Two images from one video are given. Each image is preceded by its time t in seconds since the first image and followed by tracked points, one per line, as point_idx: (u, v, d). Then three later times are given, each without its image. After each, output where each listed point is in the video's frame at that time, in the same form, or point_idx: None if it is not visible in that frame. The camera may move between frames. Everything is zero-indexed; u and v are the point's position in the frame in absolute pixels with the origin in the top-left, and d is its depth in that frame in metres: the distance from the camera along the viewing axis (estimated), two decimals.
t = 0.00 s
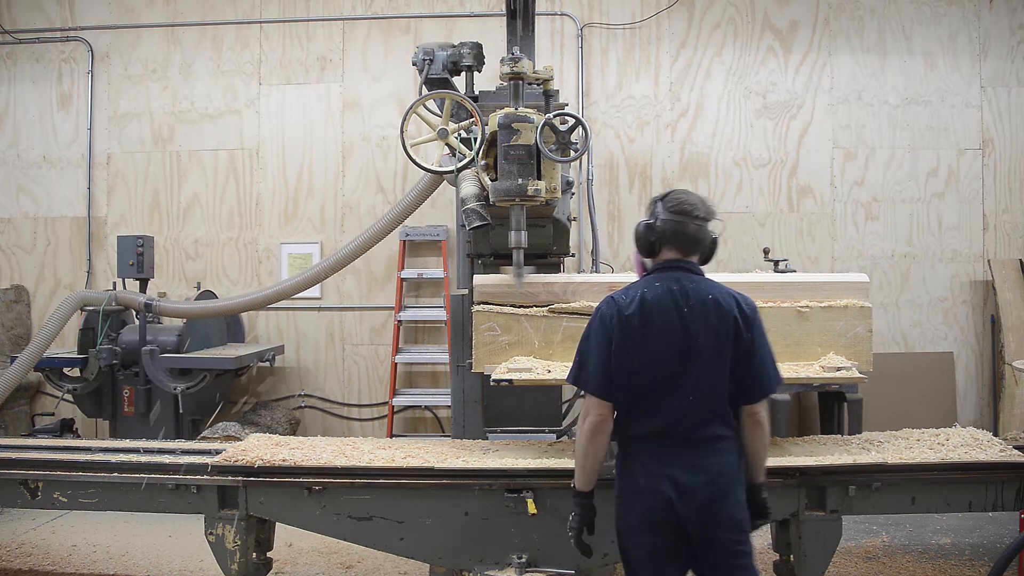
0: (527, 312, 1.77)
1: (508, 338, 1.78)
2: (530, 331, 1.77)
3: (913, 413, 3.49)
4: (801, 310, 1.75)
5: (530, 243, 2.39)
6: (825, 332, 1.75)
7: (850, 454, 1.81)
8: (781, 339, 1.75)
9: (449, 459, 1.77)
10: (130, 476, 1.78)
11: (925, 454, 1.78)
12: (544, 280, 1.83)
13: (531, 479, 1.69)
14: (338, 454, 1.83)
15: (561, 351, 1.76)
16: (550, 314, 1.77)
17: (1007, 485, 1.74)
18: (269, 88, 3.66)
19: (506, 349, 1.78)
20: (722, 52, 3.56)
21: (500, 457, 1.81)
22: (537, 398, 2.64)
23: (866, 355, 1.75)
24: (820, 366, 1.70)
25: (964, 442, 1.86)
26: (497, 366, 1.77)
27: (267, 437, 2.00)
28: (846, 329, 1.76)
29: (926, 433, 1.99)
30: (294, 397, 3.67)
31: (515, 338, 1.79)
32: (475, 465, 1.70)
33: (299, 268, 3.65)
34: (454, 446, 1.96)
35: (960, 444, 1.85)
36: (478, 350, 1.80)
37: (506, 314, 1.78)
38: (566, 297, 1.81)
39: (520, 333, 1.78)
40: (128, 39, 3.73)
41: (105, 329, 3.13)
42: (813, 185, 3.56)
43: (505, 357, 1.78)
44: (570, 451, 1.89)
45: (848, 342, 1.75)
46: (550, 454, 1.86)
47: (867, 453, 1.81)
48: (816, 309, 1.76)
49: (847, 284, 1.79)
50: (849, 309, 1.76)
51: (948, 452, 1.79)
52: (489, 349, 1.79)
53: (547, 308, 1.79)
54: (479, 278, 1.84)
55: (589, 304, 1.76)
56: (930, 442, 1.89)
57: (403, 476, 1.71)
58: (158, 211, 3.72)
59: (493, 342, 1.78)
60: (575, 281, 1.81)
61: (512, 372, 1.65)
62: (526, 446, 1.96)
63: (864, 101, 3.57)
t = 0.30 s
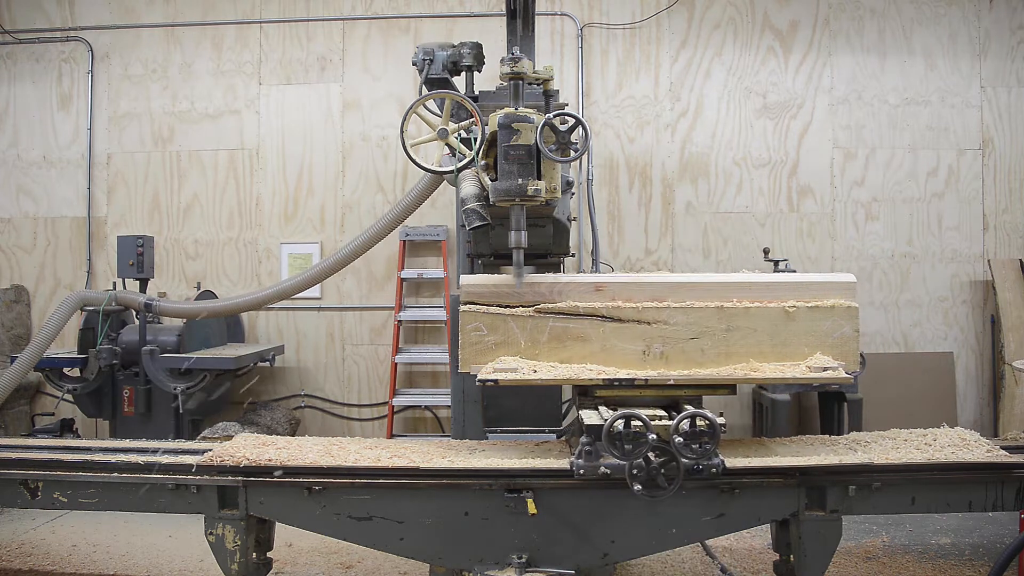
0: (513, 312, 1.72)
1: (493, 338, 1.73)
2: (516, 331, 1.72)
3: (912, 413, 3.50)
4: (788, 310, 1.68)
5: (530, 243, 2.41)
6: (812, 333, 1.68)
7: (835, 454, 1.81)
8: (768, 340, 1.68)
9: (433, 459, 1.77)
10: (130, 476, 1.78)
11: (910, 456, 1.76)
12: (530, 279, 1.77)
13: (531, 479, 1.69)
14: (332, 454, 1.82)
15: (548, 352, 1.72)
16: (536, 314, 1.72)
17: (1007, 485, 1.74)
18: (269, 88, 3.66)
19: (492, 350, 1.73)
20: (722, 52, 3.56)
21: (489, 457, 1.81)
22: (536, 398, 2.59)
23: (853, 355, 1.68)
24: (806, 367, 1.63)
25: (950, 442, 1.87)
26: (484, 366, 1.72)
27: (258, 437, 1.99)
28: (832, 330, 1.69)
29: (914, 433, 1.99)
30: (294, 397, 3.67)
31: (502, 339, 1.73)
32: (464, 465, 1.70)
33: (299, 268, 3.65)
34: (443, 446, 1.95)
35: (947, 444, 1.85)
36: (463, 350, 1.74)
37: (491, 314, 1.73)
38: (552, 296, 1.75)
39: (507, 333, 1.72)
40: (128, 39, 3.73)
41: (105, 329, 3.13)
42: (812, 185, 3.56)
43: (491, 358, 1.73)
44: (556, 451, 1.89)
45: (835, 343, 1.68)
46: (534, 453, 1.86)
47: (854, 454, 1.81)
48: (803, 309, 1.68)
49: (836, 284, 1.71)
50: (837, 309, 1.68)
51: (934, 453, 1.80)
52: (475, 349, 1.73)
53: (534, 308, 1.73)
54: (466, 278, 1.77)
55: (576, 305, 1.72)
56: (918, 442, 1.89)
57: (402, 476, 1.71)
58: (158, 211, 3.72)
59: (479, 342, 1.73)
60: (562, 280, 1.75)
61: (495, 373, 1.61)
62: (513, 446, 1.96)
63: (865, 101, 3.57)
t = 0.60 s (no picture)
0: (499, 313, 1.73)
1: (480, 338, 1.73)
2: (502, 332, 1.73)
3: (912, 413, 3.51)
4: (774, 311, 1.68)
5: (530, 243, 2.41)
6: (799, 333, 1.69)
7: (821, 455, 1.81)
8: (754, 340, 1.69)
9: (420, 459, 1.77)
10: (130, 476, 1.78)
11: (897, 456, 1.76)
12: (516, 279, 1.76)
13: (531, 479, 1.69)
14: (326, 454, 1.83)
15: (534, 352, 1.72)
16: (522, 314, 1.72)
17: (1007, 485, 1.73)
18: (268, 88, 3.66)
19: (478, 350, 1.73)
20: (722, 52, 3.56)
21: (476, 457, 1.81)
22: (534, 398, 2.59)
23: (839, 355, 1.68)
24: (793, 367, 1.63)
25: (937, 442, 1.87)
26: (470, 367, 1.72)
27: (250, 437, 1.99)
28: (818, 330, 1.69)
29: (902, 433, 1.99)
30: (294, 397, 3.67)
31: (488, 339, 1.73)
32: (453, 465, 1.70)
33: (299, 269, 3.65)
34: (433, 446, 1.96)
35: (933, 445, 1.85)
36: (450, 349, 1.75)
37: (477, 315, 1.73)
38: (538, 296, 1.75)
39: (493, 334, 1.73)
40: (128, 39, 3.74)
41: (105, 329, 3.13)
42: (812, 185, 3.56)
43: (477, 358, 1.74)
44: (542, 451, 1.90)
45: (821, 343, 1.68)
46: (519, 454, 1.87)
47: (840, 454, 1.81)
48: (790, 309, 1.69)
49: (822, 284, 1.71)
50: (823, 309, 1.68)
51: (920, 452, 1.80)
52: (461, 349, 1.74)
53: (520, 308, 1.73)
54: (453, 278, 1.77)
55: (562, 305, 1.72)
56: (904, 442, 1.89)
57: (402, 475, 1.71)
58: (158, 211, 3.72)
59: (465, 342, 1.74)
60: (548, 280, 1.76)
61: (481, 372, 1.62)
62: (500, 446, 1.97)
63: (865, 101, 3.57)
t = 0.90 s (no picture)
0: (485, 313, 1.73)
1: (466, 338, 1.74)
2: (489, 332, 1.73)
3: (912, 413, 3.51)
4: (761, 311, 1.68)
5: (530, 243, 2.41)
6: (786, 333, 1.69)
7: (808, 455, 1.81)
8: (741, 340, 1.69)
9: (404, 459, 1.78)
10: (130, 476, 1.78)
11: (884, 457, 1.76)
12: (503, 279, 1.76)
13: (531, 479, 1.69)
14: (319, 455, 1.83)
15: (520, 352, 1.73)
16: (508, 314, 1.73)
17: (1007, 485, 1.74)
18: (268, 88, 3.66)
19: (464, 350, 1.74)
20: (722, 52, 3.56)
21: (464, 457, 1.82)
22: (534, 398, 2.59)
23: (826, 355, 1.68)
24: (779, 367, 1.64)
25: (925, 443, 1.87)
26: (456, 367, 1.72)
27: (237, 437, 1.99)
28: (805, 330, 1.70)
29: (890, 433, 1.99)
30: (294, 397, 3.67)
31: (474, 339, 1.74)
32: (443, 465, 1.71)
33: (299, 269, 3.65)
34: (422, 446, 1.96)
35: (920, 445, 1.85)
36: (436, 350, 1.75)
37: (464, 315, 1.73)
38: (525, 297, 1.75)
39: (479, 334, 1.73)
40: (128, 39, 3.73)
41: (105, 329, 3.13)
42: (812, 185, 3.56)
43: (463, 358, 1.74)
44: (528, 451, 1.91)
45: (807, 343, 1.68)
46: (505, 454, 1.87)
47: (826, 454, 1.81)
48: (777, 309, 1.69)
49: (808, 283, 1.71)
50: (809, 309, 1.69)
51: (906, 453, 1.79)
52: (448, 349, 1.74)
53: (507, 308, 1.73)
54: (439, 278, 1.78)
55: (548, 305, 1.72)
56: (891, 443, 1.89)
57: (401, 476, 1.71)
58: (158, 211, 3.72)
59: (452, 342, 1.74)
60: (534, 281, 1.75)
61: (467, 372, 1.62)
62: (485, 446, 1.97)
63: (865, 101, 3.57)
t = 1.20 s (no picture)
0: (472, 313, 1.73)
1: (453, 338, 1.74)
2: (475, 332, 1.73)
3: (912, 413, 3.51)
4: (747, 311, 1.68)
5: (530, 243, 2.41)
6: (772, 333, 1.69)
7: (795, 455, 1.81)
8: (727, 340, 1.69)
9: (390, 459, 1.78)
10: (130, 476, 1.78)
11: (869, 457, 1.76)
12: (489, 280, 1.77)
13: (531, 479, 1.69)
14: (311, 454, 1.83)
15: (507, 352, 1.73)
16: (494, 314, 1.73)
17: (1007, 485, 1.74)
18: (268, 88, 3.66)
19: (450, 350, 1.74)
20: (722, 52, 3.56)
21: (452, 457, 1.82)
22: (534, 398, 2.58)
23: (813, 356, 1.68)
24: (766, 368, 1.64)
25: (912, 443, 1.86)
26: (442, 366, 1.73)
27: (227, 437, 1.99)
28: (792, 330, 1.70)
29: (877, 433, 1.99)
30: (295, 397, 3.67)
31: (461, 339, 1.74)
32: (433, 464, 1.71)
33: (299, 269, 3.65)
34: (409, 446, 1.96)
35: (907, 445, 1.85)
36: (423, 350, 1.75)
37: (450, 315, 1.74)
38: (511, 297, 1.75)
39: (465, 334, 1.73)
40: (128, 39, 3.73)
41: (105, 329, 3.13)
42: (812, 185, 3.56)
43: (450, 358, 1.74)
44: (514, 452, 1.91)
45: (794, 343, 1.69)
46: (491, 454, 1.88)
47: (812, 454, 1.81)
48: (763, 309, 1.69)
49: (795, 283, 1.71)
50: (796, 310, 1.69)
51: (892, 454, 1.79)
52: (434, 349, 1.75)
53: (493, 308, 1.74)
54: (426, 278, 1.78)
55: (534, 305, 1.72)
56: (878, 443, 1.89)
57: (401, 475, 1.71)
58: (158, 211, 3.72)
59: (438, 342, 1.74)
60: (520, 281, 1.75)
61: (452, 372, 1.62)
62: (472, 446, 1.97)
63: (865, 101, 3.57)
